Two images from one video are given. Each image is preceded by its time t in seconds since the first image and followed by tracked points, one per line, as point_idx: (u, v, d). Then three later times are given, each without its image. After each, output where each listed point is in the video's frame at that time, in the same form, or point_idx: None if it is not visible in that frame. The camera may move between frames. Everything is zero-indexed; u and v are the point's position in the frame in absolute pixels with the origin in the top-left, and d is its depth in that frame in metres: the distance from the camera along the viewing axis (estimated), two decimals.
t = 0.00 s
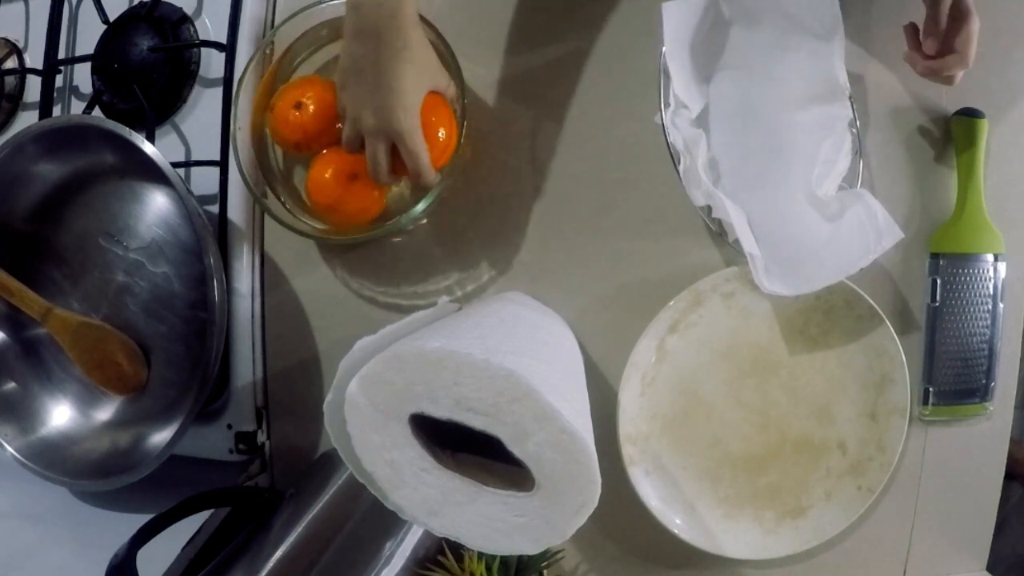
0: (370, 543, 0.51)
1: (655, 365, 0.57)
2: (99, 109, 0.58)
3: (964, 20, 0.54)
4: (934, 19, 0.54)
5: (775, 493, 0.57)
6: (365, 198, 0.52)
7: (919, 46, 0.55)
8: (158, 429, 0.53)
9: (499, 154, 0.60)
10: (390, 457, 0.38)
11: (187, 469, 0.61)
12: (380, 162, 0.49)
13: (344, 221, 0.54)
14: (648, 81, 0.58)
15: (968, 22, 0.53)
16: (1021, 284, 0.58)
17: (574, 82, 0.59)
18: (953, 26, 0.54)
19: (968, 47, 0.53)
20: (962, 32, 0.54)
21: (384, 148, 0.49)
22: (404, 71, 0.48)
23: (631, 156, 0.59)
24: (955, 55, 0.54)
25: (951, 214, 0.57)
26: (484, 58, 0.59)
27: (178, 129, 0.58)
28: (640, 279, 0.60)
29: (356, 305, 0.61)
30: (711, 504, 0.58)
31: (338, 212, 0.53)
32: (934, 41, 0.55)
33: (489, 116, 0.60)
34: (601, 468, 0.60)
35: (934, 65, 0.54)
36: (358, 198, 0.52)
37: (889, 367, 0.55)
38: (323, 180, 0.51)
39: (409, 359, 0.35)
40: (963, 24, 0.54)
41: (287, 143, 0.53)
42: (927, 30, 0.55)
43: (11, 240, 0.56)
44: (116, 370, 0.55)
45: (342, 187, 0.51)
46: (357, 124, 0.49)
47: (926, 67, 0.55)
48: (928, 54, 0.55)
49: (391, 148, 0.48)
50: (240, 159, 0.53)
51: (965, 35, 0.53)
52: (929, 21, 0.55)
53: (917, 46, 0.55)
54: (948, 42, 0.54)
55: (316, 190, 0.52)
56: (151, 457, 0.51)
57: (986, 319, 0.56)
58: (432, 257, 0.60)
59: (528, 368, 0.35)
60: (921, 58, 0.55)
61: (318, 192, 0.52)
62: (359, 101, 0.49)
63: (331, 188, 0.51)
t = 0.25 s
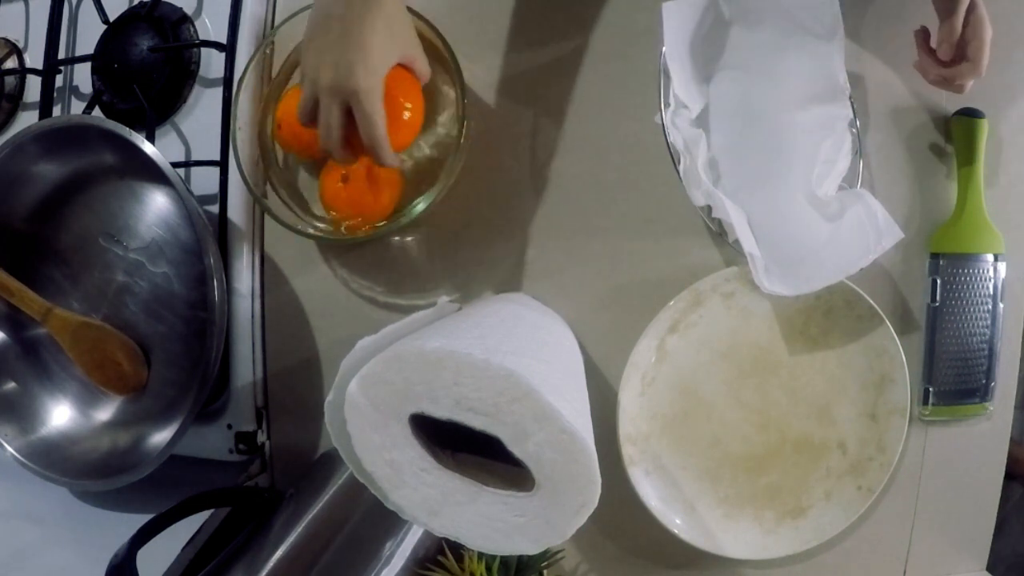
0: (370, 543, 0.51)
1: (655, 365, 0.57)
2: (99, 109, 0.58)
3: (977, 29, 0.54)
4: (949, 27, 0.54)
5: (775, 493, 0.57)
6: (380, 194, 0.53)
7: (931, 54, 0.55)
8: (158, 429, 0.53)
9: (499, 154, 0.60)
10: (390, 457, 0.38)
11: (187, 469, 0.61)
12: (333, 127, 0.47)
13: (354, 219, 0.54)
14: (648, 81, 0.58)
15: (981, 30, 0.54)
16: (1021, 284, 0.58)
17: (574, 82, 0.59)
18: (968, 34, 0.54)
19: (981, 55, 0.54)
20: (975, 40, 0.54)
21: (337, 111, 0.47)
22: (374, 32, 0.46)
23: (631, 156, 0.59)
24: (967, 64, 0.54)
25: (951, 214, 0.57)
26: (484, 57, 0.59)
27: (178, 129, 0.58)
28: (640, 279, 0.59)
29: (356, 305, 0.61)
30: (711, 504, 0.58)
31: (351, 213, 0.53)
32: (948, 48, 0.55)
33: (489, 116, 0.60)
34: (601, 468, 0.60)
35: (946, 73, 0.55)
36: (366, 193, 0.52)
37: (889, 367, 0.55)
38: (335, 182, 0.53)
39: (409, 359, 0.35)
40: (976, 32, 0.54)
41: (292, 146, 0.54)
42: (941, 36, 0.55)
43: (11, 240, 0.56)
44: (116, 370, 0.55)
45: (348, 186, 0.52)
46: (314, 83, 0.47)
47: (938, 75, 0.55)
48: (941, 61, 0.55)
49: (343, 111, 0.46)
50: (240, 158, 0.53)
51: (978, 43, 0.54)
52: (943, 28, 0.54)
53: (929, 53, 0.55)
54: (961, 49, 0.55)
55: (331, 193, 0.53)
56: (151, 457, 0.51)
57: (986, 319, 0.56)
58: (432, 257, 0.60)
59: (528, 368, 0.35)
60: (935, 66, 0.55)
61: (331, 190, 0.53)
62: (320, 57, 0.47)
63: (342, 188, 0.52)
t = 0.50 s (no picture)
0: (370, 543, 0.51)
1: (655, 365, 0.57)
2: (99, 109, 0.58)
3: (977, 33, 0.52)
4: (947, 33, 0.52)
5: (775, 493, 0.57)
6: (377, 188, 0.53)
7: (932, 58, 0.54)
8: (158, 429, 0.53)
9: (499, 154, 0.60)
10: (391, 457, 0.38)
11: (187, 469, 0.61)
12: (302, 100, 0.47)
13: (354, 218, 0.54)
14: (648, 81, 0.58)
15: (981, 34, 0.52)
16: (1021, 284, 0.58)
17: (574, 82, 0.59)
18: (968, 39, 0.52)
19: (981, 61, 0.52)
20: (975, 45, 0.52)
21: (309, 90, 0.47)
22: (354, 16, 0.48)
23: (631, 156, 0.59)
24: (966, 70, 0.53)
25: (951, 214, 0.57)
26: (484, 57, 0.59)
27: (178, 129, 0.58)
28: (640, 279, 0.59)
29: (356, 305, 0.61)
30: (711, 504, 0.58)
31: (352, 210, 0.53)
32: (947, 53, 0.53)
33: (489, 115, 0.60)
34: (601, 468, 0.60)
35: (944, 80, 0.54)
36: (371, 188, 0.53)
37: (889, 367, 0.55)
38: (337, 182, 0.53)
39: (409, 359, 0.35)
40: (976, 37, 0.52)
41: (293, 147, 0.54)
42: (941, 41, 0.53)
43: (11, 241, 0.56)
44: (116, 370, 0.55)
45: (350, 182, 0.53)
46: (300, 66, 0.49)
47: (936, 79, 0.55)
48: (940, 66, 0.54)
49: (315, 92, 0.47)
50: (240, 158, 0.53)
51: (978, 48, 0.52)
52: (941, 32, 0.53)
53: (930, 57, 0.55)
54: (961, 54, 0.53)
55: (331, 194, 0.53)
56: (151, 457, 0.51)
57: (986, 319, 0.55)
58: (432, 256, 0.60)
59: (527, 368, 0.35)
60: (933, 72, 0.54)
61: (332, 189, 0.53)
62: (313, 45, 0.49)
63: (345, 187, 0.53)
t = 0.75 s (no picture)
0: (370, 542, 0.51)
1: (655, 365, 0.57)
2: (99, 109, 0.58)
3: (973, 47, 0.54)
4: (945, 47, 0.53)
5: (775, 493, 0.57)
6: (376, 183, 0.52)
7: (926, 68, 0.56)
8: (158, 429, 0.53)
9: (499, 153, 0.60)
10: (391, 457, 0.38)
11: (187, 469, 0.61)
12: (307, 81, 0.47)
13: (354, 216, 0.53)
14: (648, 81, 0.58)
15: (977, 49, 0.53)
16: (1021, 284, 0.58)
17: (574, 82, 0.59)
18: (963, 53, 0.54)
19: (973, 75, 0.54)
20: (970, 59, 0.54)
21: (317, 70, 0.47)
22: None
23: (631, 156, 0.59)
24: (958, 83, 0.54)
25: (951, 215, 0.57)
26: (484, 57, 0.59)
27: (178, 129, 0.58)
28: (640, 279, 0.59)
29: (356, 305, 0.61)
30: (711, 504, 0.58)
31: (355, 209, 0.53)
32: (942, 66, 0.54)
33: (489, 115, 0.60)
34: (601, 468, 0.60)
35: (937, 91, 0.55)
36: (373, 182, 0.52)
37: (889, 367, 0.55)
38: (340, 179, 0.52)
39: (409, 359, 0.35)
40: (971, 51, 0.54)
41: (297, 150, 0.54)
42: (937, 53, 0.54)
43: (11, 240, 0.56)
44: (116, 370, 0.55)
45: (352, 180, 0.52)
46: (302, 50, 0.49)
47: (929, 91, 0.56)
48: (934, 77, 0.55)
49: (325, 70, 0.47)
50: (240, 159, 0.53)
51: (972, 62, 0.54)
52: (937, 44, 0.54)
53: (924, 67, 0.56)
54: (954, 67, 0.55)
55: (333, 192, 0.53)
56: (151, 457, 0.51)
57: (986, 319, 0.55)
58: (432, 256, 0.60)
59: (528, 368, 0.35)
60: (928, 84, 0.56)
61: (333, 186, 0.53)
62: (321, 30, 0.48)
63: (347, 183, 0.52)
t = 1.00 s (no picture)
0: (370, 542, 0.51)
1: (655, 365, 0.57)
2: (99, 109, 0.58)
3: (939, 59, 0.54)
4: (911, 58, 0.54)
5: (775, 493, 0.57)
6: (383, 182, 0.51)
7: (891, 72, 0.56)
8: (158, 429, 0.53)
9: (499, 153, 0.60)
10: (390, 457, 0.38)
11: (187, 469, 0.61)
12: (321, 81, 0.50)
13: (365, 214, 0.52)
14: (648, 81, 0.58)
15: (941, 62, 0.54)
16: (1021, 284, 0.58)
17: (574, 82, 0.59)
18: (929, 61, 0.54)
19: (931, 88, 0.55)
20: (934, 71, 0.54)
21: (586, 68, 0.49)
22: None
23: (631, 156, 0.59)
24: (916, 93, 0.55)
25: (951, 215, 0.57)
26: (484, 57, 0.59)
27: (178, 129, 0.58)
28: (640, 279, 0.59)
29: (356, 305, 0.61)
30: (711, 504, 0.58)
31: (365, 207, 0.52)
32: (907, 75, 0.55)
33: (489, 115, 0.60)
34: (601, 468, 0.60)
35: (896, 98, 0.56)
36: (379, 180, 0.51)
37: (889, 367, 0.55)
38: (345, 177, 0.51)
39: (408, 359, 0.35)
40: (938, 63, 0.54)
41: (297, 152, 0.53)
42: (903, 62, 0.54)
43: (11, 240, 0.56)
44: (116, 370, 0.55)
45: (357, 178, 0.51)
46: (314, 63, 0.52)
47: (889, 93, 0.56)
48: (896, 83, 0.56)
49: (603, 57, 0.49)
50: (240, 159, 0.53)
51: (935, 75, 0.54)
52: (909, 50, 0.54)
53: (890, 71, 0.56)
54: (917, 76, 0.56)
55: (340, 192, 0.52)
56: (151, 457, 0.51)
57: (986, 319, 0.55)
58: (432, 256, 0.60)
59: (527, 368, 0.35)
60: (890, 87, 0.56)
61: (338, 184, 0.52)
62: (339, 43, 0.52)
63: (353, 182, 0.51)
